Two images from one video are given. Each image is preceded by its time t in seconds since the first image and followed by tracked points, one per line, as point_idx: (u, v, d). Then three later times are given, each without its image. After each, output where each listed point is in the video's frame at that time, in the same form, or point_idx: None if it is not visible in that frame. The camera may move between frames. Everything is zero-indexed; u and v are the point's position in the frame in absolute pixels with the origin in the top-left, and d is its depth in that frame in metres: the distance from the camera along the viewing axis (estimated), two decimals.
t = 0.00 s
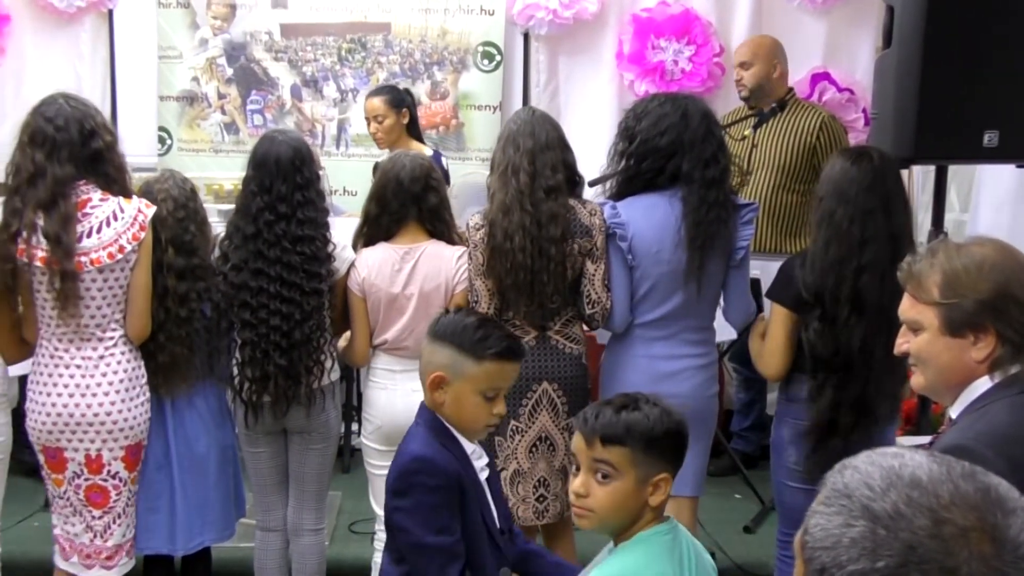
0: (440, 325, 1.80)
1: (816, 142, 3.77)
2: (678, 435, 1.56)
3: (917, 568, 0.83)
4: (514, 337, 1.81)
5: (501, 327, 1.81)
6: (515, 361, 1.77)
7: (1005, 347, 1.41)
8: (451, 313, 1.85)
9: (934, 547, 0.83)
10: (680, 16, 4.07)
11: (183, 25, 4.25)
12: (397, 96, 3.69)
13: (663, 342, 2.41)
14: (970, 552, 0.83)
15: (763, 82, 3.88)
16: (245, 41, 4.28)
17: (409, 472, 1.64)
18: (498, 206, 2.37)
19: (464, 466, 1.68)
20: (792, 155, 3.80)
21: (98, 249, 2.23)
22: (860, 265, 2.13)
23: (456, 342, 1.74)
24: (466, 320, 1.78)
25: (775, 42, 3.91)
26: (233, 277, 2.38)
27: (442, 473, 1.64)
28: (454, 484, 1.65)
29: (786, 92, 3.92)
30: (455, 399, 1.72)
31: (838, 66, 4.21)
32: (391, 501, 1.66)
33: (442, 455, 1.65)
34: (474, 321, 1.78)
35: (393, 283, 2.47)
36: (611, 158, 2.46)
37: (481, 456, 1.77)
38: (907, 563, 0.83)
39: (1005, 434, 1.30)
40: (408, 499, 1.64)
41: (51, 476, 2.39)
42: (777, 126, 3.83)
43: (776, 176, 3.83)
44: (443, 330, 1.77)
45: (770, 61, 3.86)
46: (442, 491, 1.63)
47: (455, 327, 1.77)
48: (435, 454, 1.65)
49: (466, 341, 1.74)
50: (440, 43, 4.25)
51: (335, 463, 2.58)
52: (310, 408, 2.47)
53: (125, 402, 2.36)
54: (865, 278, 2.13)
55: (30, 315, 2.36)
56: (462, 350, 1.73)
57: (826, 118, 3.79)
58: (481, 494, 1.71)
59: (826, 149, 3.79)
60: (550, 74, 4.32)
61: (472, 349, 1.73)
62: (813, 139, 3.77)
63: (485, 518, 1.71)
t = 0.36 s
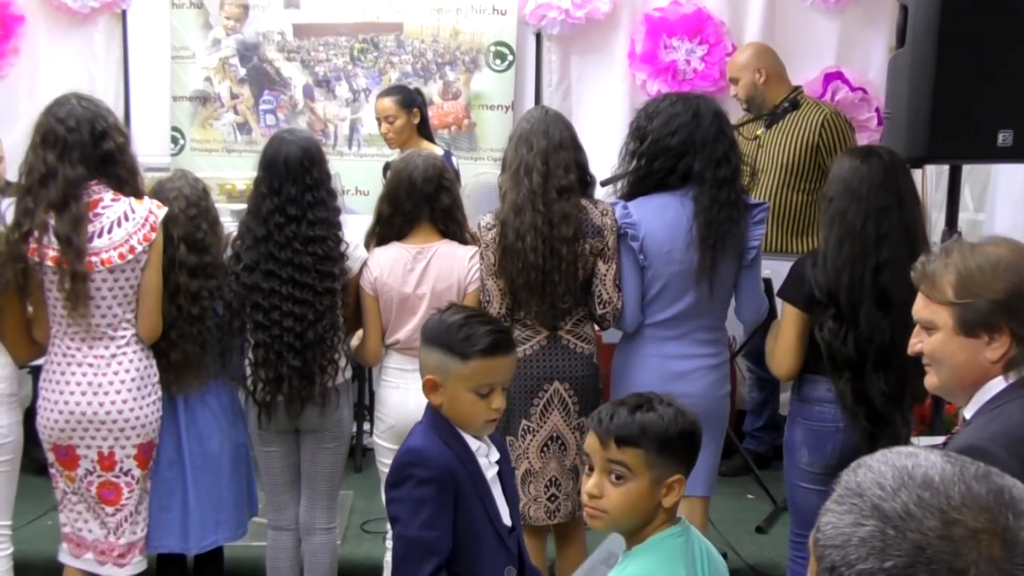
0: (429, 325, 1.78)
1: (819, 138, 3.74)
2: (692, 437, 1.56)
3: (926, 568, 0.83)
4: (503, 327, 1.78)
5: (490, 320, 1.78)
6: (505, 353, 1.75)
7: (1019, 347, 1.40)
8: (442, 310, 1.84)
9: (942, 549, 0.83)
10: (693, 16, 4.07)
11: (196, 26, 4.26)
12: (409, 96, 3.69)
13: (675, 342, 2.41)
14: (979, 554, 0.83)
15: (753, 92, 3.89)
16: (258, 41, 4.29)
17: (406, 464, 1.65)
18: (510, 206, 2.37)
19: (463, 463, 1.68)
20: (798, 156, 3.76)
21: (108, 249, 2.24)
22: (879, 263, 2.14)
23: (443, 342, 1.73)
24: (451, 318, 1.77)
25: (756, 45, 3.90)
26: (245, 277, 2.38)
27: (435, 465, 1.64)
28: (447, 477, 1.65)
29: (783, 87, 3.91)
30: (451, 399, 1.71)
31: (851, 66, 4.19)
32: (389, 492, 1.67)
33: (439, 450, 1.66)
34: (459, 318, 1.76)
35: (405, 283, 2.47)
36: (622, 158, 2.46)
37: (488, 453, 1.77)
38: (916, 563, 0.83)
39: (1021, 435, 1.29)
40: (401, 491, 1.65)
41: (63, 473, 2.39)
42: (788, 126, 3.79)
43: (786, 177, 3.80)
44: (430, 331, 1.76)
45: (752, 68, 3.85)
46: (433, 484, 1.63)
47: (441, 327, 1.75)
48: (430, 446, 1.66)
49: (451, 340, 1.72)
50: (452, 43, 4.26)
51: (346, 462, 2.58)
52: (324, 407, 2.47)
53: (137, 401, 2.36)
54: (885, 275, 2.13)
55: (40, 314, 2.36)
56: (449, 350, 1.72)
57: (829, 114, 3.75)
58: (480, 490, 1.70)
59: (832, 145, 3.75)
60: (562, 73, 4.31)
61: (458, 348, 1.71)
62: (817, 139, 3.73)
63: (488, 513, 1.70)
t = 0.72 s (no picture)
0: (420, 330, 1.79)
1: (812, 137, 3.57)
2: (678, 439, 1.47)
3: (941, 571, 0.82)
4: (496, 326, 1.78)
5: (483, 320, 1.79)
6: (498, 351, 1.74)
7: None
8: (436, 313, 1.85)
9: (958, 552, 0.82)
10: (705, 15, 4.05)
11: (208, 26, 4.28)
12: (422, 95, 3.69)
13: (686, 342, 2.40)
14: (996, 558, 0.82)
15: (754, 94, 3.86)
16: (269, 41, 4.30)
17: (406, 465, 1.65)
18: (521, 207, 2.36)
19: (466, 465, 1.67)
20: (794, 157, 3.63)
21: (118, 246, 2.25)
22: (891, 262, 2.12)
23: (434, 346, 1.74)
24: (441, 320, 1.78)
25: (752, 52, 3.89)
26: (256, 277, 2.39)
27: (436, 465, 1.64)
28: (448, 477, 1.64)
29: (789, 87, 3.84)
30: (446, 401, 1.71)
31: (863, 66, 4.18)
32: (389, 493, 1.67)
33: (441, 450, 1.66)
34: (450, 320, 1.77)
35: (416, 282, 2.47)
36: (633, 158, 2.46)
37: (490, 455, 1.75)
38: (931, 566, 0.83)
39: None
40: (400, 491, 1.64)
41: (61, 470, 2.39)
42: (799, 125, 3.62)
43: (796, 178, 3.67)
44: (421, 336, 1.77)
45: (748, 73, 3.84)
46: (435, 485, 1.63)
47: (431, 330, 1.76)
48: (431, 447, 1.66)
49: (439, 342, 1.73)
50: (463, 42, 4.26)
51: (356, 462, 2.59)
52: (334, 407, 2.48)
53: (141, 398, 2.36)
54: (896, 274, 2.12)
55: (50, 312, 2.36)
56: (439, 353, 1.72)
57: (822, 111, 3.58)
58: (481, 490, 1.69)
59: (828, 143, 3.57)
60: (573, 73, 4.31)
61: (447, 349, 1.72)
62: (809, 139, 3.58)
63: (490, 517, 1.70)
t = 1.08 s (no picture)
0: (422, 337, 1.78)
1: (815, 140, 3.52)
2: (668, 443, 1.52)
3: (955, 571, 0.82)
4: (500, 333, 1.78)
5: (485, 326, 1.78)
6: (504, 359, 1.76)
7: None
8: (437, 319, 1.84)
9: (973, 552, 0.82)
10: (718, 15, 4.02)
11: (221, 26, 4.29)
12: (436, 95, 3.69)
13: (698, 343, 2.39)
14: (1010, 559, 0.82)
15: (760, 98, 3.82)
16: (282, 40, 4.31)
17: (420, 474, 1.64)
18: (534, 208, 2.35)
19: (478, 470, 1.67)
20: (798, 162, 3.59)
21: (129, 246, 2.25)
22: (905, 262, 2.11)
23: (440, 356, 1.73)
24: (445, 329, 1.77)
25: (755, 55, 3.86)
26: (268, 276, 2.39)
27: (452, 471, 1.63)
28: (464, 484, 1.63)
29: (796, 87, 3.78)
30: (454, 410, 1.71)
31: (878, 65, 4.16)
32: (403, 503, 1.65)
33: (454, 456, 1.65)
34: (454, 328, 1.76)
35: (429, 282, 2.48)
36: (646, 158, 2.45)
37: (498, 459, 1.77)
38: (945, 566, 0.82)
39: None
40: (419, 501, 1.63)
41: (74, 469, 2.40)
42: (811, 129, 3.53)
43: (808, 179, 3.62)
44: (424, 345, 1.76)
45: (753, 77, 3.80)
46: (454, 493, 1.62)
47: (435, 340, 1.75)
48: (446, 455, 1.65)
49: (446, 353, 1.73)
50: (476, 42, 4.26)
51: (367, 462, 2.59)
52: (345, 407, 2.48)
53: (154, 398, 2.37)
54: (911, 274, 2.11)
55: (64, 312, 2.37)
56: (448, 363, 1.72)
57: (821, 114, 3.52)
58: (496, 496, 1.69)
59: (834, 146, 3.50)
60: (586, 73, 4.30)
61: (455, 360, 1.72)
62: (809, 144, 3.54)
63: (505, 520, 1.70)
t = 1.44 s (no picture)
0: (442, 337, 1.77)
1: (825, 141, 3.53)
2: (696, 439, 1.52)
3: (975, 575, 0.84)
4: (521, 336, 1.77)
5: (505, 329, 1.78)
6: (524, 363, 1.75)
7: None
8: (456, 320, 1.83)
9: (993, 558, 0.84)
10: (733, 15, 4.01)
11: (236, 26, 4.31)
12: (452, 96, 3.70)
13: (714, 344, 2.39)
14: None
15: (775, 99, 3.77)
16: (297, 41, 4.32)
17: (431, 480, 1.63)
18: (550, 209, 2.34)
19: (489, 473, 1.67)
20: (811, 164, 3.58)
21: (146, 246, 2.26)
22: (923, 263, 2.10)
23: (461, 357, 1.72)
24: (466, 330, 1.75)
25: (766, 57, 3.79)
26: (282, 275, 2.40)
27: (463, 477, 1.63)
28: (475, 488, 1.63)
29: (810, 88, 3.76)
30: (471, 412, 1.70)
31: (894, 65, 4.13)
32: (414, 510, 1.65)
33: (464, 461, 1.65)
34: (475, 331, 1.75)
35: (443, 283, 2.48)
36: (661, 158, 2.44)
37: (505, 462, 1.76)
38: (964, 571, 0.84)
39: None
40: (430, 508, 1.62)
41: (89, 467, 2.41)
42: (829, 130, 3.52)
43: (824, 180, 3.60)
44: (444, 345, 1.75)
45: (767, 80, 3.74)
46: (464, 498, 1.62)
47: (457, 341, 1.74)
48: (456, 460, 1.64)
49: (468, 354, 1.72)
50: (491, 42, 4.26)
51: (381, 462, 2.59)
52: (359, 406, 2.48)
53: (169, 396, 2.38)
54: (929, 275, 2.09)
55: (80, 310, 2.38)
56: (469, 365, 1.71)
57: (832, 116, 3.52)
58: (508, 499, 1.70)
59: (841, 148, 3.51)
60: (601, 73, 4.29)
61: (477, 363, 1.71)
62: (822, 145, 3.53)
63: (517, 521, 1.71)
